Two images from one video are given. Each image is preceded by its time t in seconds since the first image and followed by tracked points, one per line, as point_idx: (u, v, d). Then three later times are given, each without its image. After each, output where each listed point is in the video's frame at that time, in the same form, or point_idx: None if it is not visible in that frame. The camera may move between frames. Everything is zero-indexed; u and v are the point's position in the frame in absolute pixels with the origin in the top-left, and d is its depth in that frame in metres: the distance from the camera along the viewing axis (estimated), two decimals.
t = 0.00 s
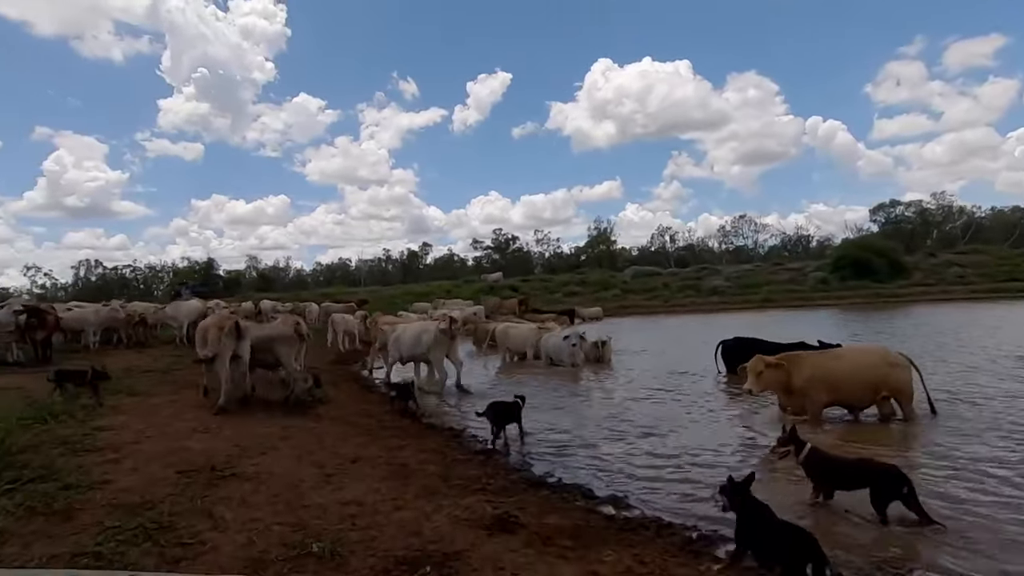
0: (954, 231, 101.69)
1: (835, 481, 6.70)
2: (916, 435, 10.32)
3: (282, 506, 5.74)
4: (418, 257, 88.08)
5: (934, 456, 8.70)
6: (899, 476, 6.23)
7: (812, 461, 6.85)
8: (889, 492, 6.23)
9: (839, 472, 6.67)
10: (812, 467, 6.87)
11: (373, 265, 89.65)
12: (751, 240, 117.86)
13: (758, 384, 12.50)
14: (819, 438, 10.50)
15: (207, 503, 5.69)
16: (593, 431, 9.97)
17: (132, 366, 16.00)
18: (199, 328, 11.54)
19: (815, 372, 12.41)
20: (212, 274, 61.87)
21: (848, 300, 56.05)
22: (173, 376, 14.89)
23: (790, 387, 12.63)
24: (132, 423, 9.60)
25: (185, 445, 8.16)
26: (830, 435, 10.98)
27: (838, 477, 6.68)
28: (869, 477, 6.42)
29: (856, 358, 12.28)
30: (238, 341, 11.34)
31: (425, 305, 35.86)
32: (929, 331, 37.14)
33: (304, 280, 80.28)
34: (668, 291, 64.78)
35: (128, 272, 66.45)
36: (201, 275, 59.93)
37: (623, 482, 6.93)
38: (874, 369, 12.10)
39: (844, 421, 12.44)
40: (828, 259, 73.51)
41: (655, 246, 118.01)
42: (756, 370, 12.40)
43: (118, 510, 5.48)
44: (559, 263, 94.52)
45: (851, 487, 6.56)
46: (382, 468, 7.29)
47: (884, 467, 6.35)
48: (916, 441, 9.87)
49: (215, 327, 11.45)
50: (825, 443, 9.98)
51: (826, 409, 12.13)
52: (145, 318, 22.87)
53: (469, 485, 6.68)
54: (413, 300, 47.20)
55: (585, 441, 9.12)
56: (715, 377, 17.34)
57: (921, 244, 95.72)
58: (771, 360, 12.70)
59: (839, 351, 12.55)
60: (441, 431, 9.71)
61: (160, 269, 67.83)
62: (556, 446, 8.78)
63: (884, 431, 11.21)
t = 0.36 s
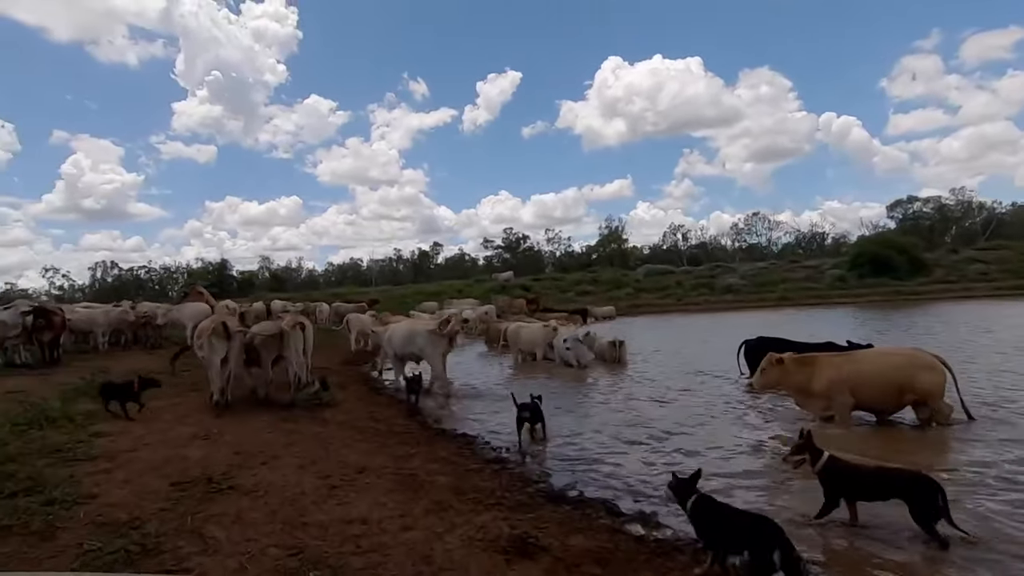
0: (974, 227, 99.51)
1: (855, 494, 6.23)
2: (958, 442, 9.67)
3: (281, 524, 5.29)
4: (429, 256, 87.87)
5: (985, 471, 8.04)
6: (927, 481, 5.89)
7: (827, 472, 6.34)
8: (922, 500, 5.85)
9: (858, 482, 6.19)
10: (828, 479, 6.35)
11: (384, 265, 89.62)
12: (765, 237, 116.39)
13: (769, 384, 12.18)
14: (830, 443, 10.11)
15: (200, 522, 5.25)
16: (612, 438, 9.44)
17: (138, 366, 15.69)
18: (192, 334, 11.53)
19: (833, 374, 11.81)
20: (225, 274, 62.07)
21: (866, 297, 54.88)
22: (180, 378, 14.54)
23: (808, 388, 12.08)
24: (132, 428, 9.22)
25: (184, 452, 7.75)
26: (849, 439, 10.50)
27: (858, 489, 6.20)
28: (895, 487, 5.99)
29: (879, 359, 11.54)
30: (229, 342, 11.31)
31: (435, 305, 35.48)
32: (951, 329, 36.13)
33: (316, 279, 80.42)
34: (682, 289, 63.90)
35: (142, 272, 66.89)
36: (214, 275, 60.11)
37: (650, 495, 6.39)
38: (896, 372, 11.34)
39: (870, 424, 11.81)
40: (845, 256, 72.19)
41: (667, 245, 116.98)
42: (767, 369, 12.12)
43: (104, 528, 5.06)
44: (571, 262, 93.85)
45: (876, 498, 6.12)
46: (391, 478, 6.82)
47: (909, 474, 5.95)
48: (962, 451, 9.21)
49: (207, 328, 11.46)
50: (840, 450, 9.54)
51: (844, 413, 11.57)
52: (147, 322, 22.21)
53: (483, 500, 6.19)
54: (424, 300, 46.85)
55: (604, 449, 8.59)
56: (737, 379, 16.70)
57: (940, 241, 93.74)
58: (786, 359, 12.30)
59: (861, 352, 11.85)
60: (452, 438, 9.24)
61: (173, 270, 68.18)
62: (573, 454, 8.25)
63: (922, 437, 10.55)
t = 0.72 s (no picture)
0: (994, 226, 97.36)
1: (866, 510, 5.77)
2: (1007, 451, 9.00)
3: (275, 548, 4.82)
4: (440, 258, 87.61)
5: None
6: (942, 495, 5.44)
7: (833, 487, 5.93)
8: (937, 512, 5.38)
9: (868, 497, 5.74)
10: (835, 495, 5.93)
11: (395, 266, 89.51)
12: (779, 237, 114.86)
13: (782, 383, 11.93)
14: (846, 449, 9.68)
15: (188, 546, 4.80)
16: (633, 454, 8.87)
17: (144, 368, 15.40)
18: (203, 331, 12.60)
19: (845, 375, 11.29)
20: (238, 276, 62.24)
21: (884, 297, 53.68)
22: (185, 381, 14.20)
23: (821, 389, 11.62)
24: (130, 435, 8.82)
25: (181, 462, 7.33)
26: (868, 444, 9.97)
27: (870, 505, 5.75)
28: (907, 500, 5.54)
29: (897, 361, 10.85)
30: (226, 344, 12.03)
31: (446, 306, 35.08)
32: (976, 330, 35.05)
33: (327, 281, 80.46)
34: (695, 289, 62.97)
35: (157, 275, 67.25)
36: (225, 277, 60.26)
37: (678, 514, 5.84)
38: (912, 374, 10.62)
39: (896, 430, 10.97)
40: (861, 255, 70.86)
41: (679, 245, 115.84)
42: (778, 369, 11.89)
43: (84, 553, 4.63)
44: (581, 263, 93.17)
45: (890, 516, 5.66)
46: (398, 493, 6.33)
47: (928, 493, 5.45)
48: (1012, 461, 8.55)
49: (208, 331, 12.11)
50: (856, 458, 9.14)
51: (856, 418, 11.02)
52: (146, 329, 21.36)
53: (497, 519, 5.68)
54: (434, 301, 46.48)
55: (625, 463, 8.03)
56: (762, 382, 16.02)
57: (959, 239, 91.77)
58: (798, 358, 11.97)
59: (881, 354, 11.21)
60: (464, 447, 8.75)
61: (187, 272, 68.45)
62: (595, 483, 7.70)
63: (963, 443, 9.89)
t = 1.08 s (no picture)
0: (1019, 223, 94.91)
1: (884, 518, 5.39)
2: None
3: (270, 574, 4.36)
4: (452, 259, 87.34)
5: None
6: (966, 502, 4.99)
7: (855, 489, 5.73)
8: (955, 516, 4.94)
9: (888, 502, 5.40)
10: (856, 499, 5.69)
11: (407, 267, 89.40)
12: (795, 236, 113.08)
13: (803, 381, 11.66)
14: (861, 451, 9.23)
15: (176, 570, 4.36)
16: (657, 466, 8.32)
17: (152, 370, 15.08)
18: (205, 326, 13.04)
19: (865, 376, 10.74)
20: (252, 277, 62.36)
21: (906, 297, 52.35)
22: (192, 383, 13.84)
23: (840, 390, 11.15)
24: (130, 441, 8.45)
25: (179, 471, 6.92)
26: (898, 451, 9.36)
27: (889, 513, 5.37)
28: (925, 504, 5.14)
29: (918, 363, 10.16)
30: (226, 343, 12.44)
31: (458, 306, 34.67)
32: (1005, 330, 33.85)
33: (340, 282, 80.52)
34: (711, 290, 61.95)
35: (172, 277, 67.71)
36: (239, 278, 60.42)
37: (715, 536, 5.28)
38: (931, 377, 9.92)
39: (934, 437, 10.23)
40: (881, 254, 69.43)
41: (692, 245, 114.55)
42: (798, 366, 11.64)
43: None
44: (594, 263, 92.36)
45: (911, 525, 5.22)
46: (406, 508, 5.86)
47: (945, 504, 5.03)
48: None
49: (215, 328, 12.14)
50: (886, 468, 8.60)
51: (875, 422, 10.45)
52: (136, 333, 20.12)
53: (515, 541, 5.17)
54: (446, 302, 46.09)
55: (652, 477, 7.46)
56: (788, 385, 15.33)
57: (982, 237, 89.57)
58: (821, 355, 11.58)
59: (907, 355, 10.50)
60: (477, 456, 8.25)
61: (202, 274, 68.80)
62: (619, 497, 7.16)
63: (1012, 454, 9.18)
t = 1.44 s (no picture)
0: None
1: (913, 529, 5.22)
2: None
3: None
4: (465, 259, 87.09)
5: None
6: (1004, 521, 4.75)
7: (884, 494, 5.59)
8: (991, 537, 4.70)
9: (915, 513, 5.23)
10: (881, 503, 5.60)
11: (420, 267, 89.31)
12: (813, 234, 111.07)
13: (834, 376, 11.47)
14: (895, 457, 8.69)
15: None
16: (687, 472, 7.73)
17: (162, 372, 14.79)
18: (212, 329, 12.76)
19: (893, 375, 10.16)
20: (267, 278, 62.58)
21: (930, 294, 50.94)
22: (201, 386, 13.52)
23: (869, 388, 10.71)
24: (131, 448, 8.08)
25: (178, 481, 6.51)
26: (938, 458, 8.70)
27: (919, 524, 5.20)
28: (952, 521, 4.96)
29: (952, 362, 9.43)
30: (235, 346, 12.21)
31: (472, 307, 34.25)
32: None
33: (353, 283, 80.61)
34: (728, 288, 60.82)
35: (188, 279, 68.17)
36: (254, 279, 60.69)
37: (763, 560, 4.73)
38: (962, 377, 9.18)
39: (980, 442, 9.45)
40: (903, 250, 67.85)
41: (707, 243, 113.20)
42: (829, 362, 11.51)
43: None
44: (608, 262, 91.44)
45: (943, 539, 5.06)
46: (419, 524, 5.39)
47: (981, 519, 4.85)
48: None
49: (226, 330, 12.13)
50: (934, 475, 7.95)
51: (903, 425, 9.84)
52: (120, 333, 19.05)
53: (537, 565, 4.68)
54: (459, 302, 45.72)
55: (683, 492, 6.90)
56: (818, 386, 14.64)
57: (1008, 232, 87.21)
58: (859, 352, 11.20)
59: (944, 354, 9.74)
60: (494, 464, 7.74)
61: (218, 276, 69.15)
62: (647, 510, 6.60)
63: None
